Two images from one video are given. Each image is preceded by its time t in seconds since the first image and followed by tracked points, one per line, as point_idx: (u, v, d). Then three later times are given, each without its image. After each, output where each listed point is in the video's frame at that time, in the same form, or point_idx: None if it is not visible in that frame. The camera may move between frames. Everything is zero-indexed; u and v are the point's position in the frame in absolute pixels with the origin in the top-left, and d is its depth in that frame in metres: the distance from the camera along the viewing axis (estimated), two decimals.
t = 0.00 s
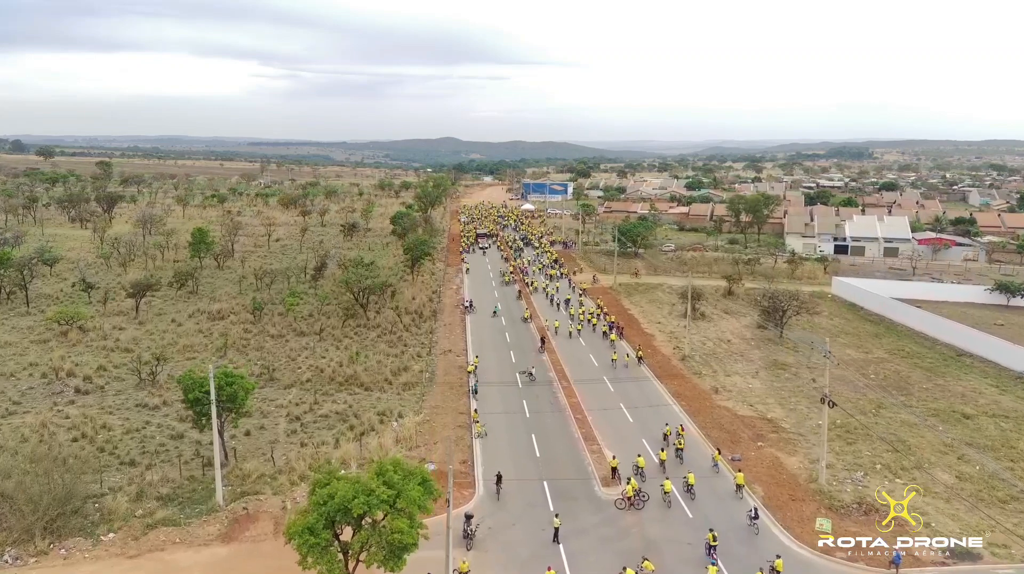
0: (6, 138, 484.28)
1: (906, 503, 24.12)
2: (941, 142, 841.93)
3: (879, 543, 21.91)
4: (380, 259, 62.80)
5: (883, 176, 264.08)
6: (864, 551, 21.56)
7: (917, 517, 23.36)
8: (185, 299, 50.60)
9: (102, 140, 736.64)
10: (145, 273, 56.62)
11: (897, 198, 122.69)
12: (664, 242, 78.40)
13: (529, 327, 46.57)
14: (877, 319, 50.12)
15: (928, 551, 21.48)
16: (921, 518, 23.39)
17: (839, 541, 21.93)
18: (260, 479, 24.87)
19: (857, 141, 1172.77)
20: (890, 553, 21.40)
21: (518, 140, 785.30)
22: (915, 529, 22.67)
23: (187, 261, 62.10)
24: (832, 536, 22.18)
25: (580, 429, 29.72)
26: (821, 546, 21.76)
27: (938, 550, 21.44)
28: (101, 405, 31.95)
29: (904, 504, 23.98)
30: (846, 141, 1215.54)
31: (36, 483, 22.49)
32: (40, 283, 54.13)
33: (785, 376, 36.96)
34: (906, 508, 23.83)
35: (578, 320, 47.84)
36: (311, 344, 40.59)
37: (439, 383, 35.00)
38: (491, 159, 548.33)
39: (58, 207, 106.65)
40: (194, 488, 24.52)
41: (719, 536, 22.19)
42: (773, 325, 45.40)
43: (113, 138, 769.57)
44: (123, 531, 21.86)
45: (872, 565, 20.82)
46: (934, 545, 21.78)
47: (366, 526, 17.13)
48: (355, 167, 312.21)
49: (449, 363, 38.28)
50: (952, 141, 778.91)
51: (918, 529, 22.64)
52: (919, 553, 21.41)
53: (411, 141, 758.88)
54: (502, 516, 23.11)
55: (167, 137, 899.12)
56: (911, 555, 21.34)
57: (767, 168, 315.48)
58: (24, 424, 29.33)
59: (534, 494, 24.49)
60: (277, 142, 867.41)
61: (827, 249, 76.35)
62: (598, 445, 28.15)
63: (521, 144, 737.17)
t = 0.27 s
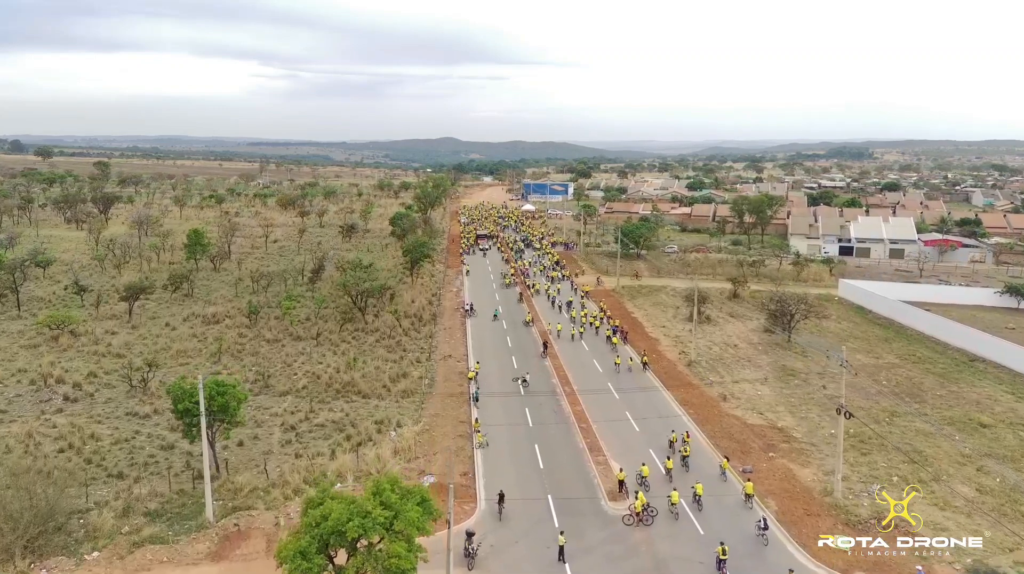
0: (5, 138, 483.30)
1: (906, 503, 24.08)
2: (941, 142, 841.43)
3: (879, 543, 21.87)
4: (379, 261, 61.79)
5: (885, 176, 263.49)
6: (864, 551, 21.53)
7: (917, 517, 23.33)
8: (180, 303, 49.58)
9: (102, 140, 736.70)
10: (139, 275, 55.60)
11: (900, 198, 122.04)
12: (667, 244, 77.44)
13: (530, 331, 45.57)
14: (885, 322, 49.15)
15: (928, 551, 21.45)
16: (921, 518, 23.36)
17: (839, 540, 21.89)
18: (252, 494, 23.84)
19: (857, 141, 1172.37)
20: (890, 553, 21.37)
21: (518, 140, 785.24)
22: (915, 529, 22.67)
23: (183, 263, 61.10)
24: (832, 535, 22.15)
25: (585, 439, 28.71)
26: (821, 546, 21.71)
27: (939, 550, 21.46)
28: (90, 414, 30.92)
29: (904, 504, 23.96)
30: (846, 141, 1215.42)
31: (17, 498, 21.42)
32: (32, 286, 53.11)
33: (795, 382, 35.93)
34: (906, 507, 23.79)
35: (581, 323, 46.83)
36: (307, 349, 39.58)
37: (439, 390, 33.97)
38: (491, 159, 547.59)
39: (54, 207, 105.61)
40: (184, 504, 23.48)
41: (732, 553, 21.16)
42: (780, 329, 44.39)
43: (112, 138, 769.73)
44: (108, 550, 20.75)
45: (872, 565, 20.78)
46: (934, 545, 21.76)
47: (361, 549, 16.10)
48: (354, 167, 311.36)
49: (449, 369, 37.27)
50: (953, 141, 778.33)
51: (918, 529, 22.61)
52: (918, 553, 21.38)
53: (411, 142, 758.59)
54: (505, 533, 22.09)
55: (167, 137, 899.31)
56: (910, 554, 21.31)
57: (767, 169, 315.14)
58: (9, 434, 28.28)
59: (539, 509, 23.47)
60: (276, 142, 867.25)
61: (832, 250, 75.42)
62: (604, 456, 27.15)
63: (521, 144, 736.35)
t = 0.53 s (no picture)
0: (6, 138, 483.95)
1: (906, 503, 23.98)
2: (941, 142, 840.69)
3: (879, 543, 21.76)
4: (378, 263, 60.62)
5: (886, 176, 262.70)
6: (864, 550, 21.43)
7: (916, 517, 23.24)
8: (174, 306, 48.41)
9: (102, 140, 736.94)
10: (133, 278, 54.43)
11: (904, 198, 121.34)
12: (670, 245, 76.33)
13: (533, 335, 44.39)
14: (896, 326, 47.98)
15: (928, 551, 21.35)
16: (921, 517, 23.27)
17: (839, 540, 21.82)
18: (243, 511, 22.64)
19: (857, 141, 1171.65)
20: (889, 553, 21.28)
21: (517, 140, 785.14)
22: (915, 529, 22.56)
23: (178, 265, 59.97)
24: (832, 535, 22.07)
25: (591, 451, 27.55)
26: (821, 546, 21.59)
27: (938, 550, 21.37)
28: (77, 424, 29.73)
29: (904, 504, 23.85)
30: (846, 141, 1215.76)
31: None
32: (23, 289, 51.91)
33: (807, 390, 34.76)
34: (906, 507, 23.68)
35: (584, 328, 45.67)
36: (303, 355, 38.43)
37: (438, 399, 32.80)
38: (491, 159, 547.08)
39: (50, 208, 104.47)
40: (170, 522, 22.30)
41: None
42: (789, 334, 43.24)
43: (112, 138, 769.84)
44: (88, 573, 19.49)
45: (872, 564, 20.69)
46: (934, 545, 21.68)
47: None
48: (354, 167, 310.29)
49: (449, 376, 36.09)
50: (953, 141, 777.59)
51: (917, 529, 22.53)
52: (918, 553, 21.29)
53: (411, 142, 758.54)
54: (509, 553, 20.94)
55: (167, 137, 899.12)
56: (910, 555, 21.22)
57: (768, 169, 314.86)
58: None
59: (544, 529, 22.33)
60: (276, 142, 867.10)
61: (838, 252, 74.32)
62: (612, 470, 26.01)
63: (521, 144, 735.25)
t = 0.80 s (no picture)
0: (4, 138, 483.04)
1: (906, 503, 23.89)
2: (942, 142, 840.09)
3: (879, 543, 21.66)
4: (377, 265, 59.62)
5: (888, 176, 262.06)
6: (864, 551, 21.32)
7: (917, 517, 23.16)
8: (168, 310, 47.44)
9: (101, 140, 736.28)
10: (127, 281, 53.45)
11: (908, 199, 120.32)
12: (673, 246, 75.35)
13: (535, 340, 43.42)
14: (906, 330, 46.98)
15: (929, 551, 21.27)
16: (921, 517, 23.19)
17: (839, 540, 21.70)
18: (234, 528, 21.64)
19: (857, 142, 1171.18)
20: (890, 553, 21.17)
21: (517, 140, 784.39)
22: (915, 529, 22.43)
23: (174, 267, 58.97)
24: (832, 535, 21.96)
25: (597, 462, 26.57)
26: (822, 546, 21.48)
27: (938, 550, 21.29)
28: (64, 433, 28.74)
29: (904, 504, 23.76)
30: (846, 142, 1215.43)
31: None
32: (14, 292, 50.93)
33: (818, 397, 33.75)
34: (906, 507, 23.58)
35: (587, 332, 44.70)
36: (300, 361, 37.44)
37: (438, 407, 31.78)
38: (490, 159, 546.24)
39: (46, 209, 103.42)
40: (158, 540, 21.29)
41: None
42: (797, 338, 42.25)
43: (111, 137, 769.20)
44: None
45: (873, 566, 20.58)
46: (934, 545, 21.59)
47: None
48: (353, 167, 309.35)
49: (450, 382, 35.07)
50: (953, 141, 777.00)
51: (918, 529, 22.43)
52: (918, 553, 21.20)
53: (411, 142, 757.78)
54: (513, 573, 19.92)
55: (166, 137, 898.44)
56: (911, 554, 21.13)
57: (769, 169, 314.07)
58: None
59: (549, 545, 21.34)
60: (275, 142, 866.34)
61: (842, 254, 73.36)
62: (619, 482, 25.04)
63: (521, 144, 734.64)
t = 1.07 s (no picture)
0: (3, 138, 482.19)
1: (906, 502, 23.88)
2: (942, 142, 839.41)
3: (879, 543, 21.62)
4: (376, 268, 58.66)
5: (889, 175, 262.80)
6: (864, 550, 21.27)
7: (916, 516, 23.13)
8: (162, 314, 46.46)
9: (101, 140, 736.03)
10: (121, 284, 52.50)
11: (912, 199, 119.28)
12: (676, 248, 74.39)
13: (537, 344, 42.47)
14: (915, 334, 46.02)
15: (928, 551, 21.25)
16: (921, 517, 23.17)
17: (839, 540, 21.63)
18: (224, 545, 20.64)
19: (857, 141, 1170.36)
20: (890, 552, 21.14)
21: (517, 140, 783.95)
22: (915, 529, 22.41)
23: (169, 270, 57.99)
24: (832, 535, 21.90)
25: (603, 474, 25.62)
26: (821, 546, 21.42)
27: (939, 550, 21.29)
28: (51, 443, 27.77)
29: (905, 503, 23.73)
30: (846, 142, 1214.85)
31: None
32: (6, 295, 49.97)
33: (829, 405, 32.74)
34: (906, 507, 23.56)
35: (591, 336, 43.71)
36: (296, 367, 36.46)
37: (438, 415, 30.78)
38: (490, 159, 545.46)
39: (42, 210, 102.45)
40: (144, 559, 20.29)
41: None
42: (805, 342, 41.27)
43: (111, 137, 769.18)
44: None
45: (873, 565, 20.53)
46: (934, 545, 21.58)
47: None
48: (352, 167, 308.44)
49: (450, 390, 34.05)
50: (953, 141, 778.15)
51: (918, 529, 22.41)
52: (918, 553, 21.19)
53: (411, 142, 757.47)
54: None
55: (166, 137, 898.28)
56: (911, 554, 21.10)
57: (769, 168, 313.14)
58: None
59: (554, 563, 20.37)
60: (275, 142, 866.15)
61: (848, 255, 72.36)
62: (626, 496, 24.09)
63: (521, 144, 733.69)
